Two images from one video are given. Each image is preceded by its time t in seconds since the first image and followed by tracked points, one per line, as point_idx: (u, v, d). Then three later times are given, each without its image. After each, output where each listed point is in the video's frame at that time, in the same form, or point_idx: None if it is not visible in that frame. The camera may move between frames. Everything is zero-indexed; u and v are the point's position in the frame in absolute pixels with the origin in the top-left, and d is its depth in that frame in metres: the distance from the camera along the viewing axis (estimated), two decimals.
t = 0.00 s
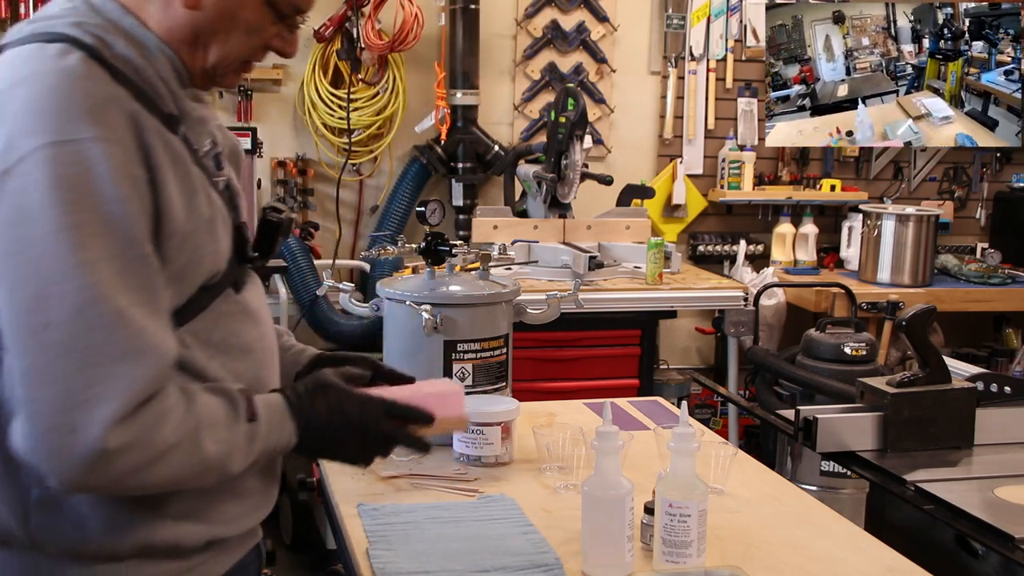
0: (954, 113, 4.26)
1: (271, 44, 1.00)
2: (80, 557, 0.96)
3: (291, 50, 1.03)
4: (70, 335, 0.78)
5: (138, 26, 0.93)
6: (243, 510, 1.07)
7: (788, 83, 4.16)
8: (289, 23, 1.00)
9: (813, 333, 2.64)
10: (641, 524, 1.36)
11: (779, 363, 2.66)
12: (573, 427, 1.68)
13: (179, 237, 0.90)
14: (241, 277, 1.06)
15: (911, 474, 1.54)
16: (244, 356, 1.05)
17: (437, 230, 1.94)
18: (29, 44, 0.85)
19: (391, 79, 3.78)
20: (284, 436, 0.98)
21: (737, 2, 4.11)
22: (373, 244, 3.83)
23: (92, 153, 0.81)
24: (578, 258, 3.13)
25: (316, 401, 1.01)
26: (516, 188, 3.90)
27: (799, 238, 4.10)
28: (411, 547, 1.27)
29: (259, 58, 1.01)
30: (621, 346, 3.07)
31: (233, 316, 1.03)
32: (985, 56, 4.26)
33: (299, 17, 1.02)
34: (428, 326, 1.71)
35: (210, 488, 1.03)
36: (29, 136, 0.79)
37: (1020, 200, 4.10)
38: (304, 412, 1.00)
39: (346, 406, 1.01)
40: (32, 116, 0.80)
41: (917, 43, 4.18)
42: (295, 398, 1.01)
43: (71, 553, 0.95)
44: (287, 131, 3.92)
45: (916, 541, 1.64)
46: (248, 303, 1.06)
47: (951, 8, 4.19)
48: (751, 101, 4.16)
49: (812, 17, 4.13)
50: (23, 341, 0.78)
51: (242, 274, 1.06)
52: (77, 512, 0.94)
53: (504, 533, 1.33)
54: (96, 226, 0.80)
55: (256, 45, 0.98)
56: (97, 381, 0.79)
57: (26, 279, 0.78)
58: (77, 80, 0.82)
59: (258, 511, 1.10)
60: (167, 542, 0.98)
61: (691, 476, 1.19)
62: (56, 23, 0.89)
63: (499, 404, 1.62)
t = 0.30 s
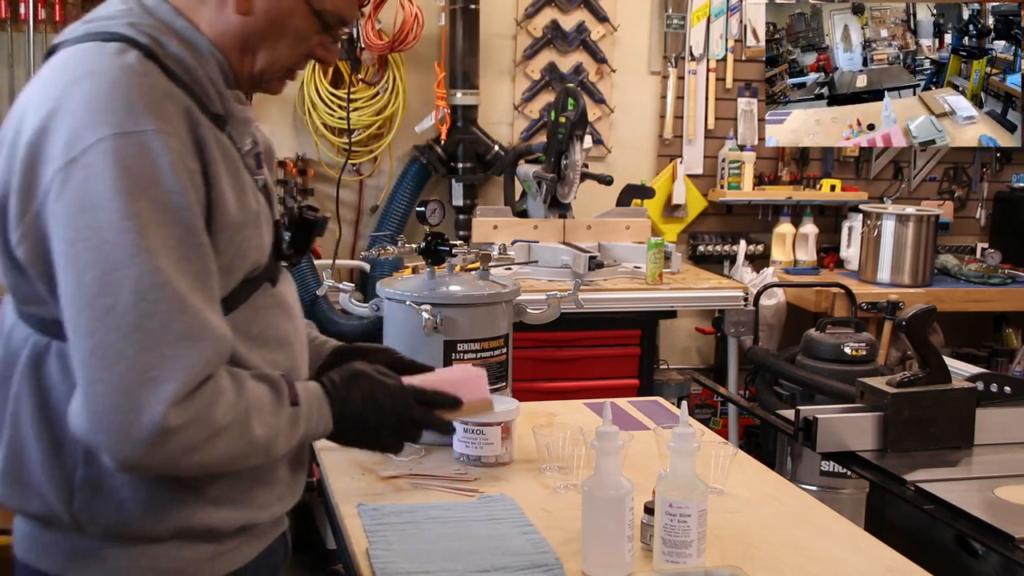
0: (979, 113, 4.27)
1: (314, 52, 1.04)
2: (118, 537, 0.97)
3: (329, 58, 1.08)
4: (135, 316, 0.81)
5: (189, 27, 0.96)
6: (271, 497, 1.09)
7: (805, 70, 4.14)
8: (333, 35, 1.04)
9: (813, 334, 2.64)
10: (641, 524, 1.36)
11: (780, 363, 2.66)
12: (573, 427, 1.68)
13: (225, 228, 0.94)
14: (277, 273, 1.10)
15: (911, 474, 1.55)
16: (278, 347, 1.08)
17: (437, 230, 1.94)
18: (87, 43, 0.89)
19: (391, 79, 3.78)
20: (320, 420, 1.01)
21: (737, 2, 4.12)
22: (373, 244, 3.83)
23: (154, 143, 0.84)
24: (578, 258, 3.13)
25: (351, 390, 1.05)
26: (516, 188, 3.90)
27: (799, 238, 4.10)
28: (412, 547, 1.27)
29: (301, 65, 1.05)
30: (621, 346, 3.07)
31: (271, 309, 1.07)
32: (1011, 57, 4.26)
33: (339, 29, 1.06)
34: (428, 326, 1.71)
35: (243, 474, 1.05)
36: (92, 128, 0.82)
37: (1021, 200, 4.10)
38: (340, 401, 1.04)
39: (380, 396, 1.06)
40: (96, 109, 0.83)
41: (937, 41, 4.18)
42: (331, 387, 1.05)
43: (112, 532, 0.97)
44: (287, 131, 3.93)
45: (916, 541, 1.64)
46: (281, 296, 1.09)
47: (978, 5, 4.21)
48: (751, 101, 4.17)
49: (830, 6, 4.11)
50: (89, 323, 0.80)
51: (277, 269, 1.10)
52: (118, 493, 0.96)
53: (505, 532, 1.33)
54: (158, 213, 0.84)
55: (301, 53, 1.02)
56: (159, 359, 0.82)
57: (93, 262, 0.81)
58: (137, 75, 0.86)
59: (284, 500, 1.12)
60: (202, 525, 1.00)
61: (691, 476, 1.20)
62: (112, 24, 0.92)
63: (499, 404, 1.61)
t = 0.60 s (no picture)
0: (988, 112, 4.27)
1: (358, 65, 1.08)
2: (140, 522, 1.00)
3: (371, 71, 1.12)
4: (176, 307, 0.85)
5: (238, 35, 1.00)
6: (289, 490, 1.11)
7: (803, 67, 4.14)
8: (376, 46, 1.08)
9: (813, 334, 2.64)
10: (641, 524, 1.36)
11: (779, 363, 2.66)
12: (573, 427, 1.68)
13: (261, 231, 0.98)
14: (309, 273, 1.13)
15: (911, 474, 1.55)
16: (304, 347, 1.09)
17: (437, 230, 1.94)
18: (140, 43, 0.93)
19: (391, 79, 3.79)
20: (336, 484, 1.06)
21: (737, 3, 4.12)
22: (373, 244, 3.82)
23: (202, 145, 0.89)
24: (578, 258, 3.13)
25: (364, 475, 1.11)
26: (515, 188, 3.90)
27: (799, 238, 4.10)
28: (413, 547, 1.27)
29: (344, 76, 1.09)
30: (620, 345, 3.07)
31: (300, 308, 1.09)
32: (1015, 57, 4.28)
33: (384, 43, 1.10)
34: (428, 326, 1.71)
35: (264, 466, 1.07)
36: (142, 125, 0.87)
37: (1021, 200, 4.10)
38: (354, 481, 1.10)
39: (390, 490, 1.12)
40: (147, 108, 0.87)
41: (940, 38, 4.17)
42: (354, 463, 1.11)
43: (134, 517, 1.00)
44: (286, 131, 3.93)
45: (916, 541, 1.64)
46: (313, 296, 1.12)
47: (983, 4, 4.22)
48: (751, 101, 4.16)
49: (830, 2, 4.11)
50: (133, 311, 0.85)
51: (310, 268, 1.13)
52: (142, 480, 0.98)
53: (505, 532, 1.33)
54: (201, 212, 0.88)
55: (344, 62, 1.06)
56: (195, 350, 0.86)
57: (138, 252, 0.85)
58: (187, 78, 0.91)
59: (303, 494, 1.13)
60: (221, 513, 1.02)
61: (691, 475, 1.19)
62: (165, 27, 0.97)
63: (499, 404, 1.61)
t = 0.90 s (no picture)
0: (988, 106, 4.25)
1: (389, 74, 1.14)
2: (160, 507, 1.01)
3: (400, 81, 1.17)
4: (237, 292, 0.91)
5: (280, 40, 1.06)
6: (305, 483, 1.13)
7: (794, 57, 4.14)
8: (408, 60, 1.13)
9: (813, 333, 2.63)
10: (641, 524, 1.36)
11: (779, 363, 2.66)
12: (573, 427, 1.68)
13: (305, 223, 1.03)
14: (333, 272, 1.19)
15: (911, 474, 1.54)
16: (335, 344, 1.15)
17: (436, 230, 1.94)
18: (188, 43, 0.99)
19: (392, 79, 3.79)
20: (382, 478, 1.13)
21: (737, 3, 4.12)
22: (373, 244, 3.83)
23: (255, 139, 0.94)
24: (578, 257, 3.13)
25: (408, 474, 1.17)
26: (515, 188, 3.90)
27: (799, 238, 4.10)
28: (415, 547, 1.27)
29: (374, 85, 1.15)
30: (620, 346, 3.07)
31: (327, 305, 1.14)
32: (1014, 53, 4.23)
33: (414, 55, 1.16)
34: (428, 326, 1.71)
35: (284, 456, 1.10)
36: (199, 119, 0.92)
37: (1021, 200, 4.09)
38: (395, 478, 1.16)
39: (427, 490, 1.17)
40: (202, 103, 0.93)
41: (936, 31, 4.14)
42: (397, 459, 1.18)
43: (154, 502, 1.01)
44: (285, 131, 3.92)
45: (916, 541, 1.64)
46: (337, 294, 1.18)
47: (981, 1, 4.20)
48: (751, 101, 4.17)
49: None
50: (196, 297, 0.91)
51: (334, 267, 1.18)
52: (166, 465, 1.01)
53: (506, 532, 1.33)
54: (255, 202, 0.94)
55: (378, 72, 1.11)
56: (254, 333, 0.92)
57: (198, 241, 0.91)
58: (237, 76, 0.97)
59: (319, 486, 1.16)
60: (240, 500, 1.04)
61: (691, 475, 1.19)
62: (211, 29, 1.02)
63: (499, 404, 1.61)
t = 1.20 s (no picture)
0: (987, 107, 4.26)
1: (407, 77, 1.14)
2: (174, 501, 1.02)
3: (418, 85, 1.18)
4: (252, 288, 0.92)
5: (300, 41, 1.06)
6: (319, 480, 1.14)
7: (792, 49, 4.15)
8: (426, 63, 1.14)
9: (813, 334, 2.63)
10: (641, 524, 1.36)
11: (779, 363, 2.66)
12: (573, 428, 1.68)
13: (321, 221, 1.04)
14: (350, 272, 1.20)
15: (911, 474, 1.54)
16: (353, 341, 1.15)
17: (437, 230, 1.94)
18: (210, 43, 1.00)
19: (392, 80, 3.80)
20: (390, 492, 1.13)
21: (737, 3, 4.12)
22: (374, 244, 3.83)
23: (275, 137, 0.95)
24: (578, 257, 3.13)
25: (419, 489, 1.18)
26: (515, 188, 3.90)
27: (799, 239, 4.10)
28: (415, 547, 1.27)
29: (392, 87, 1.15)
30: (620, 346, 3.07)
31: (343, 304, 1.15)
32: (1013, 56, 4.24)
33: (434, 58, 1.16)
34: (428, 326, 1.71)
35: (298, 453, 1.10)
36: (219, 116, 0.93)
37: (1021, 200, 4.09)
38: (406, 492, 1.16)
39: (436, 505, 1.17)
40: (222, 101, 0.94)
41: (936, 28, 4.15)
42: (409, 473, 1.18)
43: (168, 496, 1.02)
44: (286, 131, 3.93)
45: (916, 542, 1.64)
46: (354, 293, 1.19)
47: None
48: (751, 101, 4.17)
49: None
50: (212, 292, 0.92)
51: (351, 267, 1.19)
52: (179, 460, 1.01)
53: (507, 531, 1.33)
54: (272, 199, 0.95)
55: (397, 75, 1.12)
56: (267, 330, 0.93)
57: (215, 237, 0.92)
58: (258, 75, 0.98)
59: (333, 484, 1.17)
60: (252, 496, 1.04)
61: (691, 475, 1.19)
62: (233, 31, 1.03)
63: (499, 404, 1.61)
